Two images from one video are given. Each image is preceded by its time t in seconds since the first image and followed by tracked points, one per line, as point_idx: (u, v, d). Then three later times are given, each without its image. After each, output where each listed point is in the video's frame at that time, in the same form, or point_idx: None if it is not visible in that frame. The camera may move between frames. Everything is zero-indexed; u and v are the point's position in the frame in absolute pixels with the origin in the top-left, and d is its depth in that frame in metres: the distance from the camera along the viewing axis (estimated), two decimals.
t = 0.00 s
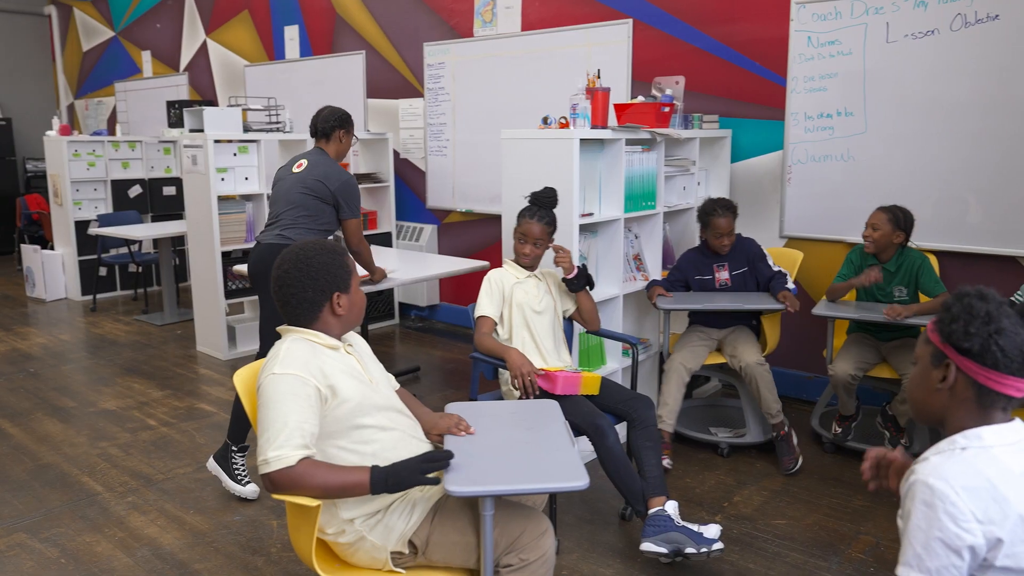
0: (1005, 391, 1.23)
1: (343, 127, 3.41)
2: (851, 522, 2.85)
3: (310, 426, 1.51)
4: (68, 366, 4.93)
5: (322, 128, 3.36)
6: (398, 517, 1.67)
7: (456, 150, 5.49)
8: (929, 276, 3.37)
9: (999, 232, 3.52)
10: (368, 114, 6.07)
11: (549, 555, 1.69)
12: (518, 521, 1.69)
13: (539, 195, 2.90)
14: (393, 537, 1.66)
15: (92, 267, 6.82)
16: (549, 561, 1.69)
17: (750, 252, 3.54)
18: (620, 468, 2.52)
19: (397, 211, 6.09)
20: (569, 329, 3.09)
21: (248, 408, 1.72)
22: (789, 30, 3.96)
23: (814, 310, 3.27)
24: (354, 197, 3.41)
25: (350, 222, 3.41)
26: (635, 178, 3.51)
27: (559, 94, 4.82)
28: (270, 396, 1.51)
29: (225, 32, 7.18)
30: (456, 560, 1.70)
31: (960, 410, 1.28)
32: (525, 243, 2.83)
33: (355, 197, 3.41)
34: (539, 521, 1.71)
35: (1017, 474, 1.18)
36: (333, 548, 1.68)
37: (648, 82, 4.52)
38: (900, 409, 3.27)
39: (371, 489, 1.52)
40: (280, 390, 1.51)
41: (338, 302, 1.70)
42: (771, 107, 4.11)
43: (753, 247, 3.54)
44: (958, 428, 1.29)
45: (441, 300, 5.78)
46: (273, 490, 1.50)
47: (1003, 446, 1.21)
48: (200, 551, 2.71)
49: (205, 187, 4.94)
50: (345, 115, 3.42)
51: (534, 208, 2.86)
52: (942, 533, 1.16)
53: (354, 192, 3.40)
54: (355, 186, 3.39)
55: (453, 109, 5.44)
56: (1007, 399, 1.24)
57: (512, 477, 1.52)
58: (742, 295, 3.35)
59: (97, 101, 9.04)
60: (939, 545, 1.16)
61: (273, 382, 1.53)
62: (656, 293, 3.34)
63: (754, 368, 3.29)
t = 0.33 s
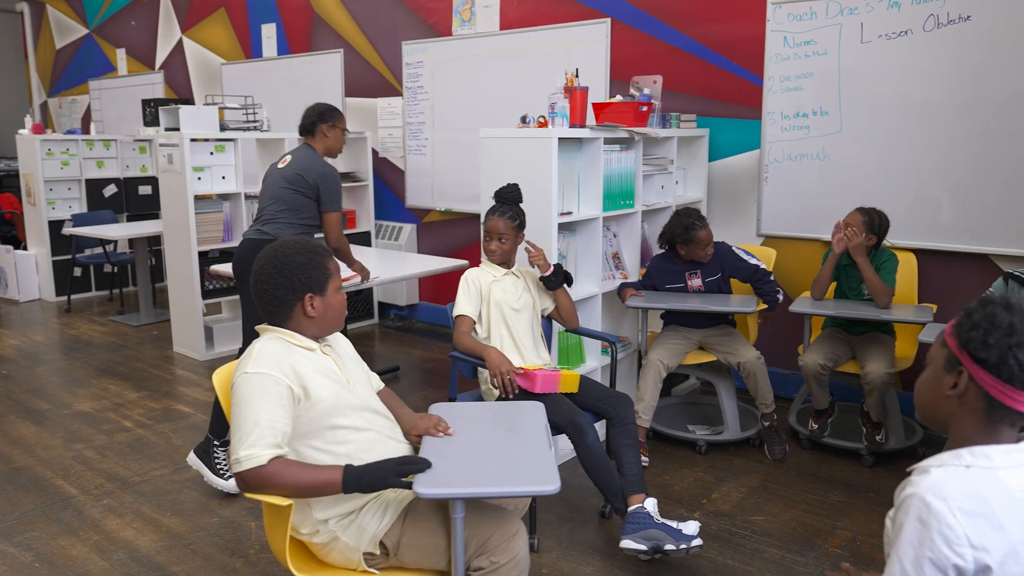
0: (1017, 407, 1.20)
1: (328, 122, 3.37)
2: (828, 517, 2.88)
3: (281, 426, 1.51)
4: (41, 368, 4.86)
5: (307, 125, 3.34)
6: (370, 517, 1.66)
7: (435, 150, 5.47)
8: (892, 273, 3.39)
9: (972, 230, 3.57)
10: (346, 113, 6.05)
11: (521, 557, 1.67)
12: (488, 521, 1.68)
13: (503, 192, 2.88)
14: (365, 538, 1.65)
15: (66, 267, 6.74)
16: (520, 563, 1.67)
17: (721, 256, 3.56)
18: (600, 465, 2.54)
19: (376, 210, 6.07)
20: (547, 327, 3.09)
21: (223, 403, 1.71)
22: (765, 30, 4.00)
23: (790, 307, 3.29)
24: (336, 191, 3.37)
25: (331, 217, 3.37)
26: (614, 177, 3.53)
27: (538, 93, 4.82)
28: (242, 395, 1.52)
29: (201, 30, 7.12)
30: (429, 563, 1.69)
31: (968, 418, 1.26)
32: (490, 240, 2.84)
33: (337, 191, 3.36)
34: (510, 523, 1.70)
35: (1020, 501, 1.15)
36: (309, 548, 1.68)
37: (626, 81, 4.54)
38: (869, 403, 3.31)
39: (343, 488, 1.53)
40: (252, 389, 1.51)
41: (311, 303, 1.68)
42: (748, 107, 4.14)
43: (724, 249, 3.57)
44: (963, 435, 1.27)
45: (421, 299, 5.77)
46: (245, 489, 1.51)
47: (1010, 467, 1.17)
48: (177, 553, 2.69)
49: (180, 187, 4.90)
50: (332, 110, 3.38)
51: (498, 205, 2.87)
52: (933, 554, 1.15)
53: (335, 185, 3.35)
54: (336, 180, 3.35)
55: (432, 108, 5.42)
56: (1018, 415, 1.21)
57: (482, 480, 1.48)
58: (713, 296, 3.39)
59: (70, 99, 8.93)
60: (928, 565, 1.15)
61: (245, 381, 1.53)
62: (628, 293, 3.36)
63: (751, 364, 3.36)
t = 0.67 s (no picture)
0: None
1: (263, 108, 2.98)
2: (812, 515, 2.90)
3: (261, 423, 1.52)
4: (25, 368, 4.82)
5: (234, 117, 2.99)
6: (346, 517, 1.65)
7: (422, 148, 5.46)
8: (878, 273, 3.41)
9: (956, 230, 3.60)
10: (332, 111, 6.03)
11: (492, 567, 1.64)
12: (461, 528, 1.65)
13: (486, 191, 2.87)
14: (340, 539, 1.64)
15: (50, 266, 6.68)
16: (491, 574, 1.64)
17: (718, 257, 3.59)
18: (586, 464, 2.55)
19: (363, 209, 6.06)
20: (535, 326, 3.10)
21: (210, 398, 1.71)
22: (750, 30, 4.02)
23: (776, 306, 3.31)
24: (257, 180, 2.89)
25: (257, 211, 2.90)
26: (601, 176, 3.53)
27: (525, 92, 4.83)
28: (223, 391, 1.53)
29: (186, 27, 7.07)
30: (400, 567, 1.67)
31: (978, 433, 1.24)
32: (473, 239, 2.85)
33: (259, 180, 2.89)
34: (481, 532, 1.67)
35: None
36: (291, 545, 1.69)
37: (612, 81, 4.55)
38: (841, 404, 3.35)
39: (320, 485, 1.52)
40: (233, 386, 1.52)
41: (294, 304, 1.67)
42: (733, 106, 4.16)
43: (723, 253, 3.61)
44: (975, 451, 1.25)
45: (408, 298, 5.76)
46: (224, 484, 1.52)
47: None
48: (162, 554, 2.68)
49: (165, 185, 4.86)
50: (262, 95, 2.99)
51: (480, 204, 2.87)
52: None
53: (250, 172, 2.87)
54: (255, 167, 2.88)
55: (419, 107, 5.41)
56: None
57: (449, 486, 1.45)
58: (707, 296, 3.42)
59: (54, 97, 8.85)
60: None
61: (227, 378, 1.54)
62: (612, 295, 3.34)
63: (766, 358, 3.42)
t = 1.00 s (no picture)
0: (998, 416, 1.24)
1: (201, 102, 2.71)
2: (811, 513, 2.90)
3: (253, 419, 1.53)
4: (22, 368, 4.81)
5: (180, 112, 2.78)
6: (336, 516, 1.64)
7: (420, 148, 5.46)
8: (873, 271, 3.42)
9: (952, 229, 3.61)
10: (330, 110, 6.02)
11: None
12: (440, 535, 1.66)
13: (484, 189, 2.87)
14: (329, 537, 1.64)
15: (47, 266, 6.67)
16: None
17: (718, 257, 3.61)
18: (585, 464, 2.57)
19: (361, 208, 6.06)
20: (534, 325, 3.10)
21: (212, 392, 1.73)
22: (748, 29, 4.02)
23: (775, 305, 3.32)
24: (175, 182, 2.64)
25: (182, 216, 2.68)
26: (599, 175, 3.54)
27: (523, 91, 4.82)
28: (219, 386, 1.55)
29: (183, 26, 7.06)
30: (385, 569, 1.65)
31: (947, 423, 1.29)
32: (470, 238, 2.84)
33: (178, 182, 2.65)
34: (461, 541, 1.66)
35: (997, 497, 1.19)
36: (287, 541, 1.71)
37: (611, 80, 4.55)
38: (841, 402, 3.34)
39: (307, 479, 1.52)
40: (226, 381, 1.54)
41: (297, 302, 1.67)
42: (731, 105, 4.16)
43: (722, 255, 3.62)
44: (940, 439, 1.31)
45: (406, 298, 5.77)
46: (218, 477, 1.54)
47: (987, 466, 1.21)
48: (160, 554, 2.67)
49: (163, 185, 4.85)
50: (201, 86, 2.70)
51: (478, 203, 2.87)
52: (920, 560, 1.17)
53: (166, 175, 2.64)
54: (172, 169, 2.64)
55: (417, 106, 5.41)
56: (997, 421, 1.25)
57: (430, 492, 1.41)
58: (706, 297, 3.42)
59: (51, 96, 8.84)
60: (917, 572, 1.17)
61: (221, 372, 1.56)
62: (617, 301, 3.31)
63: (757, 361, 3.41)
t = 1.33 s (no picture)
0: (979, 415, 1.24)
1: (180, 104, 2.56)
2: (811, 513, 2.90)
3: (252, 416, 1.55)
4: (23, 365, 4.82)
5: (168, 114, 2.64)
6: (334, 516, 1.64)
7: (422, 146, 5.46)
8: (873, 271, 3.42)
9: (953, 229, 3.61)
10: (333, 109, 6.02)
11: None
12: (438, 537, 1.66)
13: (487, 188, 2.87)
14: (327, 537, 1.64)
15: (48, 263, 6.67)
16: None
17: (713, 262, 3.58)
18: (586, 464, 2.56)
19: (363, 206, 6.06)
20: (535, 324, 3.10)
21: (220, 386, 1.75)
22: (751, 30, 4.01)
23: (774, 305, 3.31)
24: (151, 188, 2.50)
25: (161, 223, 2.53)
26: (601, 175, 3.53)
27: (526, 90, 4.82)
28: (219, 382, 1.57)
29: (185, 24, 7.06)
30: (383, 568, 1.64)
31: (929, 421, 1.29)
32: (472, 237, 2.84)
33: (155, 188, 2.51)
34: (457, 544, 1.66)
35: (978, 488, 1.19)
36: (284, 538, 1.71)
37: (613, 79, 4.55)
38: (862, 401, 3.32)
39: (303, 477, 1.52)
40: (226, 378, 1.56)
41: (302, 301, 1.67)
42: (734, 105, 4.15)
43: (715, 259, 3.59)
44: (922, 436, 1.31)
45: (408, 296, 5.76)
46: (218, 473, 1.56)
47: (966, 458, 1.21)
48: (161, 551, 2.67)
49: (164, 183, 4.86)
50: (183, 84, 2.54)
51: (481, 202, 2.87)
52: (904, 549, 1.16)
53: (142, 181, 2.50)
54: (148, 174, 2.50)
55: (418, 105, 5.41)
56: (977, 419, 1.25)
57: (424, 493, 1.41)
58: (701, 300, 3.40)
59: (53, 93, 8.83)
60: (902, 561, 1.16)
61: (222, 369, 1.58)
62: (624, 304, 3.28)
63: (745, 369, 3.33)
